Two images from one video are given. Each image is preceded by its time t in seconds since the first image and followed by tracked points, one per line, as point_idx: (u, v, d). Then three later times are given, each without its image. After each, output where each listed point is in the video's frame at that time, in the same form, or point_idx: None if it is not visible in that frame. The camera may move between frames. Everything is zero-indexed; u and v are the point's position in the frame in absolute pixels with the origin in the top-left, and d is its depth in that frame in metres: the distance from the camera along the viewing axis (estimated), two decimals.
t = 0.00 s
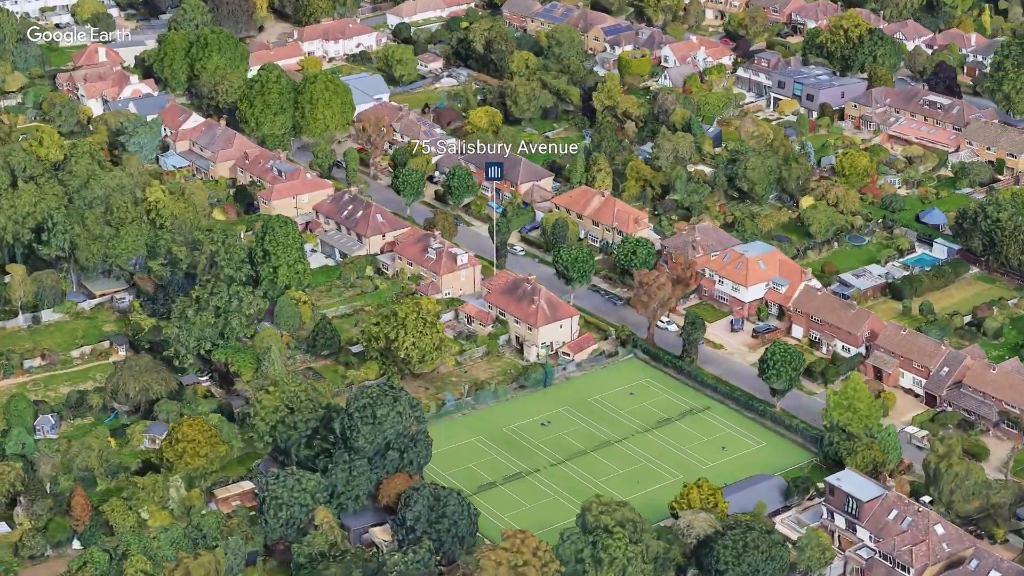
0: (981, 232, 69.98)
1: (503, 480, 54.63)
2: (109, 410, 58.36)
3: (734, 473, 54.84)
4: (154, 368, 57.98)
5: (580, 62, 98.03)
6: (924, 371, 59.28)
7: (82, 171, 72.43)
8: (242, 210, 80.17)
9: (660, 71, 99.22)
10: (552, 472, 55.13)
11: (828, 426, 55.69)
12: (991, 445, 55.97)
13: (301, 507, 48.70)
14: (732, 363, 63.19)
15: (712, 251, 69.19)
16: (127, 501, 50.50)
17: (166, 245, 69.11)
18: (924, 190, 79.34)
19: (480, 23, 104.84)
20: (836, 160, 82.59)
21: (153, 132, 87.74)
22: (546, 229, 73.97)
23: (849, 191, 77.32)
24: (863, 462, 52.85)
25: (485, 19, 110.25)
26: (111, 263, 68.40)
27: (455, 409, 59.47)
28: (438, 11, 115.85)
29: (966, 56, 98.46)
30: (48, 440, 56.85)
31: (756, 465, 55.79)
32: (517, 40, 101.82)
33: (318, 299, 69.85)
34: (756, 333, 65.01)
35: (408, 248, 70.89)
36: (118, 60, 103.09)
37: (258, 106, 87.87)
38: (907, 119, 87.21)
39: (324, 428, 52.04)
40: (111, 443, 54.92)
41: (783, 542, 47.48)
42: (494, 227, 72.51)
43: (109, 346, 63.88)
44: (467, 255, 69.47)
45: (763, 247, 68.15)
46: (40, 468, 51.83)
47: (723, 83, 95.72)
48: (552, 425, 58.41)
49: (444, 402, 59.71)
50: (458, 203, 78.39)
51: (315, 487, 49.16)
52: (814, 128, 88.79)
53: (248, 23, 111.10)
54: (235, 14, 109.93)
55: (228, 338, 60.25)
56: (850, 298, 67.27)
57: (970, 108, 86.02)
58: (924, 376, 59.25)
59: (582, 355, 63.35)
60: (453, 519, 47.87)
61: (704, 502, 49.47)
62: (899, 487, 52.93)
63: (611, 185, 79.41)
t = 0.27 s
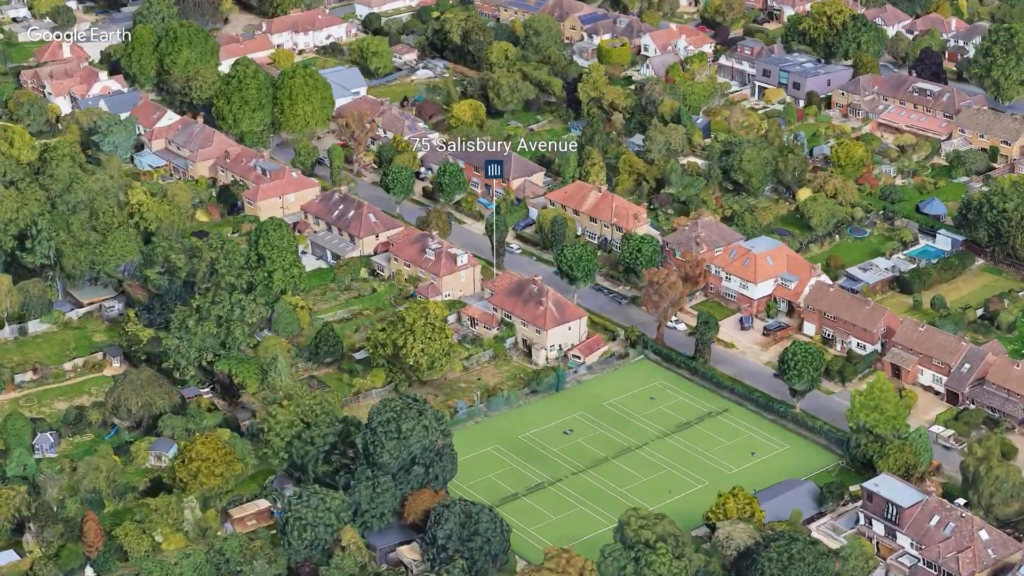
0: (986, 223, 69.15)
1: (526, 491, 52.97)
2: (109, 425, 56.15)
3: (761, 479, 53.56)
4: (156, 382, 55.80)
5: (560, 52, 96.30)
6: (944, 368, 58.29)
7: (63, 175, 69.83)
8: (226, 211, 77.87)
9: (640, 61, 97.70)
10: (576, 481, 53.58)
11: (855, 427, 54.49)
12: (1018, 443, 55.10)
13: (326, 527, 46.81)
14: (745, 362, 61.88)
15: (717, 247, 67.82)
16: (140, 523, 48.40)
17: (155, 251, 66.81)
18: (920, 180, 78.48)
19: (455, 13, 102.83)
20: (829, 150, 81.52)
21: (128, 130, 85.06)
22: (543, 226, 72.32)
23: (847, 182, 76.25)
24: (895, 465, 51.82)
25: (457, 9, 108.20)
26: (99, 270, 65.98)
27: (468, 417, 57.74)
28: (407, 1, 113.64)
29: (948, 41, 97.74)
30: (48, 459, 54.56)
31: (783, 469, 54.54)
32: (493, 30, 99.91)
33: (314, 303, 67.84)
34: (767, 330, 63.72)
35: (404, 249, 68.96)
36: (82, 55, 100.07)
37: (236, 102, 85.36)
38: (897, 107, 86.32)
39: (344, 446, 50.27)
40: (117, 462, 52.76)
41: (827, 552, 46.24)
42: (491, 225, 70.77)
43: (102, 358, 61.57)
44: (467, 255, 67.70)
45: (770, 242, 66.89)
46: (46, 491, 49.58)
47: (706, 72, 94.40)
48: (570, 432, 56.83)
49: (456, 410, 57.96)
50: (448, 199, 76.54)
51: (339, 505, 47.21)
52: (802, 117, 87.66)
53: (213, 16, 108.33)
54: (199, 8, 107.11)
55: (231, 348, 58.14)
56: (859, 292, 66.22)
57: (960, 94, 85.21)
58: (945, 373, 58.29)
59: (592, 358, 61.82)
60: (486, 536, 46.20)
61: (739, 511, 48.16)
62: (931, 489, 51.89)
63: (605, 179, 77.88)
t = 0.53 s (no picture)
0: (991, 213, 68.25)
1: (551, 504, 51.31)
2: (110, 444, 53.77)
3: (791, 484, 52.21)
4: (160, 398, 53.48)
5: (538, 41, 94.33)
6: (966, 364, 57.26)
7: (42, 178, 66.98)
8: (208, 212, 75.34)
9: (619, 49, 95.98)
10: (602, 492, 51.95)
11: (883, 428, 53.24)
12: None
13: (356, 551, 44.85)
14: (759, 361, 60.50)
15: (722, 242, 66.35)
16: (155, 551, 46.09)
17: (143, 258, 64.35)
18: (915, 169, 77.49)
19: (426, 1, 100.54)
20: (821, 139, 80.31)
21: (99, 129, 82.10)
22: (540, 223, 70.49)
23: (843, 171, 75.07)
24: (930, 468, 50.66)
25: None
26: (86, 278, 63.40)
27: (483, 426, 55.92)
28: None
29: (927, 24, 96.84)
30: (48, 482, 52.12)
31: (811, 473, 53.24)
32: (467, 19, 97.73)
33: (309, 307, 65.69)
34: (779, 327, 62.40)
35: (401, 249, 66.73)
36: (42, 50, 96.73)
37: (212, 97, 82.52)
38: (884, 93, 85.29)
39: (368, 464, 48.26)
40: (124, 485, 50.45)
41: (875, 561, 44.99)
42: (487, 223, 68.87)
43: (95, 372, 59.07)
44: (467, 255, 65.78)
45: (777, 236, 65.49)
46: (55, 519, 47.18)
47: (687, 60, 92.90)
48: (589, 439, 55.16)
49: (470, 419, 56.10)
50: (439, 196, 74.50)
51: (369, 527, 45.24)
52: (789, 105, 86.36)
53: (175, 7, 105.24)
54: None
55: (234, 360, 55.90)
56: (868, 286, 65.05)
57: (948, 79, 84.27)
58: (967, 369, 57.27)
59: (604, 360, 60.18)
60: (525, 556, 44.47)
61: (780, 520, 46.79)
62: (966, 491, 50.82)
63: (597, 172, 76.18)
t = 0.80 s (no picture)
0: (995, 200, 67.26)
1: (581, 518, 49.52)
2: (114, 466, 51.29)
3: (825, 489, 50.78)
4: (165, 418, 51.03)
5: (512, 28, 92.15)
6: (989, 359, 56.21)
7: (18, 183, 63.93)
8: (188, 214, 72.61)
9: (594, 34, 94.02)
10: (632, 503, 50.23)
11: (914, 429, 51.93)
12: None
13: None
14: (775, 360, 59.03)
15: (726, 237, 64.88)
16: None
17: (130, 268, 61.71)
18: (908, 155, 76.40)
19: None
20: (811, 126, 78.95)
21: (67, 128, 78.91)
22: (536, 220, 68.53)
23: (838, 159, 73.76)
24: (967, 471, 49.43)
25: None
26: (72, 290, 60.66)
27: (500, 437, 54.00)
28: None
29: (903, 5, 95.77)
30: (51, 509, 49.55)
31: (842, 476, 51.85)
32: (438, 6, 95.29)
33: (304, 314, 63.36)
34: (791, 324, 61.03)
35: (396, 251, 64.52)
36: None
37: (183, 94, 79.68)
38: (870, 77, 84.11)
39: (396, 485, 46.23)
40: (135, 511, 48.02)
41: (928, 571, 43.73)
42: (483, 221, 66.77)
43: (88, 390, 56.34)
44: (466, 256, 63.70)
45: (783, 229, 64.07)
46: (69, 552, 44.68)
47: (665, 46, 91.17)
48: (612, 448, 53.42)
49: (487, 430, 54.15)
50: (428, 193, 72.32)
51: (404, 552, 43.21)
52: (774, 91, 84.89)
53: None
54: None
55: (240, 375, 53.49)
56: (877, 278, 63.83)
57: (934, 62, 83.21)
58: (989, 364, 56.22)
59: (617, 363, 58.40)
60: None
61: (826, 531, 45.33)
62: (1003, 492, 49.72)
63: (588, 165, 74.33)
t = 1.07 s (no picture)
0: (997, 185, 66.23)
1: (616, 533, 47.75)
2: (121, 493, 48.76)
3: (860, 493, 49.40)
4: (175, 441, 48.54)
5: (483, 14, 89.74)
6: (1012, 352, 55.12)
7: None
8: (165, 218, 69.71)
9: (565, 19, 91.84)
10: (666, 515, 48.52)
11: (947, 428, 50.42)
12: None
13: None
14: (792, 357, 57.55)
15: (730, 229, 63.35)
16: None
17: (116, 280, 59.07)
18: (898, 140, 75.22)
19: None
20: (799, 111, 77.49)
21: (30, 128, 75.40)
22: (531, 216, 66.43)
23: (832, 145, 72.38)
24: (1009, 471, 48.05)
25: None
26: (57, 303, 57.67)
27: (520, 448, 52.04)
28: None
29: None
30: (58, 542, 46.93)
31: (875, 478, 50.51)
32: None
33: (299, 321, 60.88)
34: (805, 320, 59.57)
35: (393, 253, 62.17)
36: None
37: (150, 90, 76.40)
38: (851, 60, 82.79)
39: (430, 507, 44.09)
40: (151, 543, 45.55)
41: None
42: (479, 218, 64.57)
43: (83, 410, 53.48)
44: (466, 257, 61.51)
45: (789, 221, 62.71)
46: None
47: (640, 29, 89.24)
48: (637, 457, 51.66)
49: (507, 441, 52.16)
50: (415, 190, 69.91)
51: None
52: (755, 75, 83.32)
53: None
54: None
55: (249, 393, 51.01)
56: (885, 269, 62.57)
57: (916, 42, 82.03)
58: (1013, 357, 55.14)
59: (633, 366, 56.57)
60: None
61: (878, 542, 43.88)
62: None
63: (577, 157, 72.35)
